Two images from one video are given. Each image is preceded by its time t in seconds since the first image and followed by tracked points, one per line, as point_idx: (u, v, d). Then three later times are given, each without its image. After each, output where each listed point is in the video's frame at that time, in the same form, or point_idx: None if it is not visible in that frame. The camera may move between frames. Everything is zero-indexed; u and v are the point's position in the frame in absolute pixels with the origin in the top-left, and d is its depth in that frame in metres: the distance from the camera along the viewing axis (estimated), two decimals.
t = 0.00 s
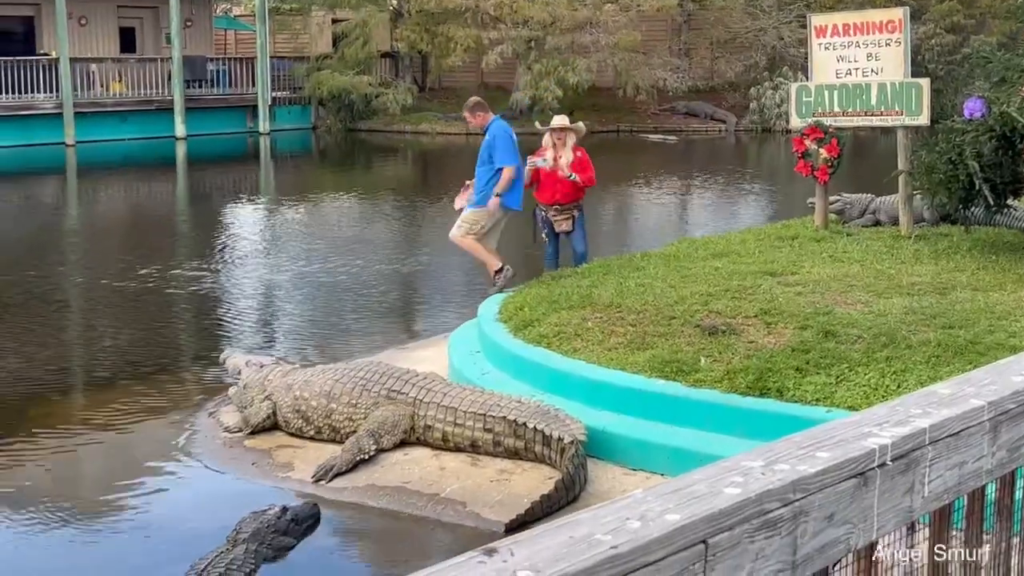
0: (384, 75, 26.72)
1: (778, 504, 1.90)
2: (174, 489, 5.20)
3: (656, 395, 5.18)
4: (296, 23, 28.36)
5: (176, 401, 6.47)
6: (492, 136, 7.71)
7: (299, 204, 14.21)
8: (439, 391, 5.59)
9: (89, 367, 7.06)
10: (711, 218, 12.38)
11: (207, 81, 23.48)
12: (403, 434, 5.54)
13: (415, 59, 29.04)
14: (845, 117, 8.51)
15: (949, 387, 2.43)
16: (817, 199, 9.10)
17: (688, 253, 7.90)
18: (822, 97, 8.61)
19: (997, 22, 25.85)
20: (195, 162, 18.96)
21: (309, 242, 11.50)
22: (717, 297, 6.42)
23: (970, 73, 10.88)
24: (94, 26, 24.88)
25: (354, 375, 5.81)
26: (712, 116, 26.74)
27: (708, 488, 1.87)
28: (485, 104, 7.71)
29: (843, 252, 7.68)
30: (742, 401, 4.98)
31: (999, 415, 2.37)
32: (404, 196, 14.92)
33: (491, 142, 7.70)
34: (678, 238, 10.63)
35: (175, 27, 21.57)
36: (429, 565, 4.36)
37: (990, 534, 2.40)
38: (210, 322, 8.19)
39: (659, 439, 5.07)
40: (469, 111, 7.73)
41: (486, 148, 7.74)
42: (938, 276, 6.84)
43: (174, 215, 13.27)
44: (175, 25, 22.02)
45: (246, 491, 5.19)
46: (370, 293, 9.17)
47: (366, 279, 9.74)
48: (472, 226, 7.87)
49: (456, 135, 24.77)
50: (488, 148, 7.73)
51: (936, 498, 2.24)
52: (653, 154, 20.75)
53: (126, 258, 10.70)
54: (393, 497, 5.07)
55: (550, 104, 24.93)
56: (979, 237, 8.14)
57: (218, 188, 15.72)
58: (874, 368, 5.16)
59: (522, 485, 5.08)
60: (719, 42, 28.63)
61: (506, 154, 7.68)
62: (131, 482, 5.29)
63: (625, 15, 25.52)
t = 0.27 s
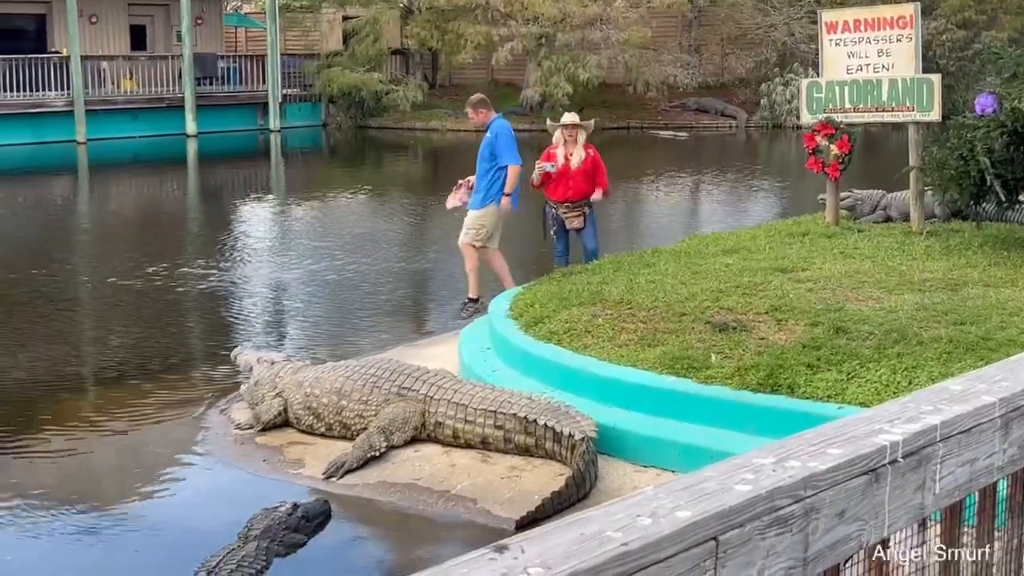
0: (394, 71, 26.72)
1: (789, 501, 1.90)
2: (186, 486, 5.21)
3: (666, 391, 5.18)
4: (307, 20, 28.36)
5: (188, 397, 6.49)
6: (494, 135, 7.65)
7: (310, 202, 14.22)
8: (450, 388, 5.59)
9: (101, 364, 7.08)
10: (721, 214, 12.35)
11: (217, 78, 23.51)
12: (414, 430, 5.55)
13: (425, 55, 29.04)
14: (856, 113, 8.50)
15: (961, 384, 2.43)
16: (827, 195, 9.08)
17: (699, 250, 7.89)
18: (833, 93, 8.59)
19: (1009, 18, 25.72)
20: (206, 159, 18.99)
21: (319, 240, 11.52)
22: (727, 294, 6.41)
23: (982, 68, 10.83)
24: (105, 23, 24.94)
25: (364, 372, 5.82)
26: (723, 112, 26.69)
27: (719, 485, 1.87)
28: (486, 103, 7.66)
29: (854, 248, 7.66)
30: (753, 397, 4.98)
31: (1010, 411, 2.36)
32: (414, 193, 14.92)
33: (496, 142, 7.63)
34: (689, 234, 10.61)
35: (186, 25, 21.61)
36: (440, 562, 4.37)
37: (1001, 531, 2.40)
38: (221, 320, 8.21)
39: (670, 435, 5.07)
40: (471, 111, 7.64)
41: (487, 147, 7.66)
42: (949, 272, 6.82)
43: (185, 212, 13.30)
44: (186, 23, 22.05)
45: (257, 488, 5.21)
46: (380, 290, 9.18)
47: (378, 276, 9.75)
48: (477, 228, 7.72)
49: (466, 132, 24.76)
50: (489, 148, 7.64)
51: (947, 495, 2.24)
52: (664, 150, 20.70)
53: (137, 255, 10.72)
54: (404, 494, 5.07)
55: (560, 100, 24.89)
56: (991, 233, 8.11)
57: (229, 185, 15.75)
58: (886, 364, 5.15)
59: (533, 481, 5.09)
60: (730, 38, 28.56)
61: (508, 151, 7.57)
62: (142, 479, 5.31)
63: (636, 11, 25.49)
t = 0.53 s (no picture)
0: (401, 70, 26.74)
1: (797, 501, 1.90)
2: (195, 486, 5.23)
3: (674, 390, 5.18)
4: (314, 19, 28.40)
5: (197, 397, 6.50)
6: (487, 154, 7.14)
7: (317, 201, 14.24)
8: (458, 387, 5.60)
9: (109, 364, 7.10)
10: (729, 212, 12.34)
11: (225, 78, 23.54)
12: (422, 429, 5.56)
13: (432, 54, 29.06)
14: (863, 111, 8.46)
15: (969, 382, 2.43)
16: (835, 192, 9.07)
17: (706, 248, 7.88)
18: (840, 91, 8.55)
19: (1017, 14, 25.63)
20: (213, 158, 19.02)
21: (327, 239, 11.53)
22: (734, 292, 6.41)
23: (990, 65, 10.80)
24: (113, 22, 24.99)
25: (372, 370, 5.83)
26: (730, 110, 26.69)
27: (727, 485, 1.87)
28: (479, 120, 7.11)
29: (862, 246, 7.65)
30: (761, 396, 4.97)
31: (1018, 410, 2.36)
32: (421, 192, 14.92)
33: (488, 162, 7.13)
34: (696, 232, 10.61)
35: (193, 24, 21.63)
36: (448, 561, 4.38)
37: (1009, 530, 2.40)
38: (228, 319, 8.22)
39: (678, 434, 5.06)
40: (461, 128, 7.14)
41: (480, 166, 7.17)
42: (958, 270, 6.81)
43: (193, 212, 13.32)
44: (194, 22, 22.07)
45: (266, 487, 5.22)
46: (388, 289, 9.19)
47: (385, 275, 9.76)
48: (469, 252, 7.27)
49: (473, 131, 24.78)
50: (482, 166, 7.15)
51: (954, 494, 2.24)
52: (671, 148, 20.68)
53: (145, 254, 10.74)
54: (412, 493, 5.08)
55: (567, 99, 24.87)
56: (998, 231, 8.09)
57: (237, 184, 15.77)
58: (894, 362, 5.15)
59: (541, 480, 5.10)
60: (737, 35, 28.53)
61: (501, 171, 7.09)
62: (151, 478, 5.32)
63: (643, 9, 25.51)
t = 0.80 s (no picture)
0: (406, 71, 26.74)
1: (804, 500, 1.90)
2: (202, 487, 5.24)
3: (680, 390, 5.18)
4: (319, 21, 28.42)
5: (203, 398, 6.52)
6: (473, 168, 7.27)
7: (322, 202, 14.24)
8: (464, 387, 5.60)
9: (116, 366, 7.12)
10: (734, 211, 12.32)
11: (230, 79, 23.57)
12: (429, 430, 5.56)
13: (437, 55, 29.07)
14: (869, 110, 8.45)
15: (975, 381, 2.43)
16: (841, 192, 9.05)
17: (712, 248, 7.87)
18: (846, 90, 8.55)
19: None
20: (219, 160, 19.04)
21: (332, 240, 11.54)
22: (740, 291, 6.40)
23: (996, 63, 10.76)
24: (118, 24, 25.04)
25: (378, 371, 5.83)
26: (736, 110, 26.66)
27: (734, 485, 1.87)
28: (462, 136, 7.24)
29: (868, 245, 7.64)
30: (768, 395, 4.97)
31: None
32: (426, 193, 14.93)
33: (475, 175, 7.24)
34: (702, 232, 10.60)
35: (198, 26, 21.65)
36: (454, 562, 4.38)
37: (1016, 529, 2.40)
38: (235, 320, 8.24)
39: (684, 434, 5.07)
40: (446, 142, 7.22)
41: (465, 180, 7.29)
42: (964, 268, 6.79)
43: (199, 213, 13.34)
44: (199, 24, 22.07)
45: (273, 488, 5.23)
46: (393, 290, 9.19)
47: (391, 276, 9.77)
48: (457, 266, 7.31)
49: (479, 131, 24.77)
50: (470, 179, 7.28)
51: (962, 493, 2.24)
52: (676, 148, 20.67)
53: (151, 256, 10.76)
54: (418, 494, 5.09)
55: (573, 100, 24.84)
56: (1005, 229, 8.08)
57: (242, 186, 15.78)
58: (901, 361, 5.14)
59: (547, 480, 5.10)
60: (742, 35, 28.51)
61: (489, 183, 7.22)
62: (157, 480, 5.33)
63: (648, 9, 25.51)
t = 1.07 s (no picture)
0: (410, 74, 26.75)
1: (808, 502, 1.90)
2: (207, 490, 5.24)
3: (684, 392, 5.18)
4: (322, 23, 28.43)
5: (207, 401, 6.52)
6: (458, 173, 7.00)
7: (326, 205, 14.24)
8: (469, 390, 5.61)
9: (119, 369, 7.12)
10: (738, 213, 12.31)
11: (233, 83, 23.59)
12: (433, 433, 5.56)
13: (440, 58, 29.08)
14: (872, 111, 8.46)
15: (980, 382, 2.43)
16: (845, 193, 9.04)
17: (716, 249, 7.87)
18: (849, 91, 8.55)
19: None
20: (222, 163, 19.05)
21: (336, 243, 11.54)
22: (744, 293, 6.40)
23: (999, 63, 10.74)
24: (122, 28, 25.06)
25: (382, 375, 5.83)
26: (739, 111, 26.64)
27: (739, 486, 1.88)
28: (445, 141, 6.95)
29: (872, 246, 7.64)
30: (773, 396, 4.97)
31: None
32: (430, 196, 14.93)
33: (459, 179, 6.98)
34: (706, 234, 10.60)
35: (201, 30, 21.66)
36: (459, 565, 4.38)
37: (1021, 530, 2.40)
38: (239, 324, 8.24)
39: (688, 436, 5.06)
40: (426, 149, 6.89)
41: (450, 186, 6.99)
42: (968, 269, 6.79)
43: (202, 217, 13.34)
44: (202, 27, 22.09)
45: (277, 491, 5.23)
46: (396, 293, 9.19)
47: (394, 279, 9.78)
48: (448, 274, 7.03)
49: (482, 134, 24.78)
50: (457, 185, 7.00)
51: (966, 495, 2.24)
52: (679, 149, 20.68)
53: (155, 260, 10.77)
54: (423, 497, 5.09)
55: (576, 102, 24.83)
56: (1009, 229, 8.07)
57: (245, 189, 15.79)
58: (905, 362, 5.14)
59: (552, 482, 5.10)
60: (745, 36, 28.50)
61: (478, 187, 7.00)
62: (162, 483, 5.33)
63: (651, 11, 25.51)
